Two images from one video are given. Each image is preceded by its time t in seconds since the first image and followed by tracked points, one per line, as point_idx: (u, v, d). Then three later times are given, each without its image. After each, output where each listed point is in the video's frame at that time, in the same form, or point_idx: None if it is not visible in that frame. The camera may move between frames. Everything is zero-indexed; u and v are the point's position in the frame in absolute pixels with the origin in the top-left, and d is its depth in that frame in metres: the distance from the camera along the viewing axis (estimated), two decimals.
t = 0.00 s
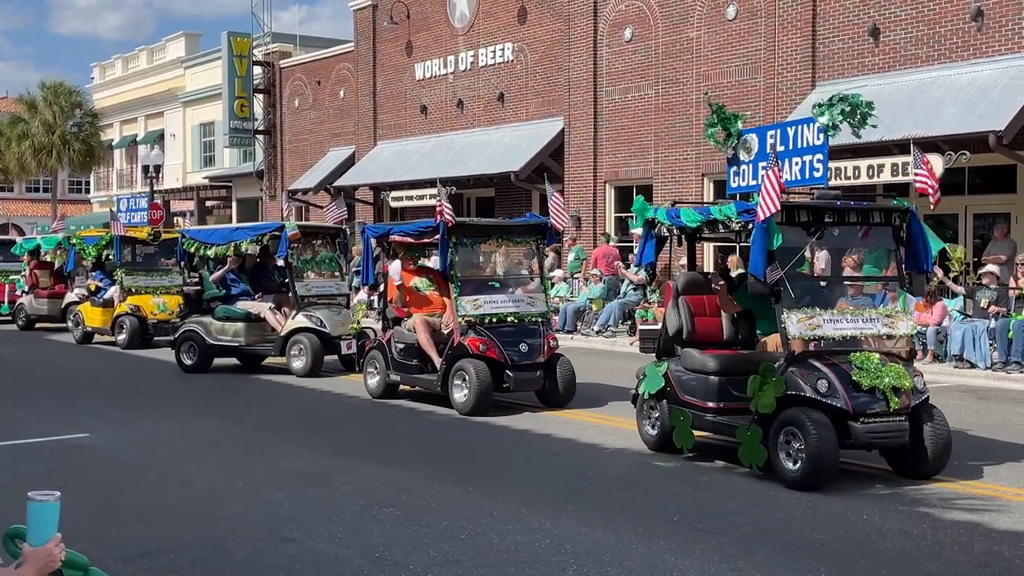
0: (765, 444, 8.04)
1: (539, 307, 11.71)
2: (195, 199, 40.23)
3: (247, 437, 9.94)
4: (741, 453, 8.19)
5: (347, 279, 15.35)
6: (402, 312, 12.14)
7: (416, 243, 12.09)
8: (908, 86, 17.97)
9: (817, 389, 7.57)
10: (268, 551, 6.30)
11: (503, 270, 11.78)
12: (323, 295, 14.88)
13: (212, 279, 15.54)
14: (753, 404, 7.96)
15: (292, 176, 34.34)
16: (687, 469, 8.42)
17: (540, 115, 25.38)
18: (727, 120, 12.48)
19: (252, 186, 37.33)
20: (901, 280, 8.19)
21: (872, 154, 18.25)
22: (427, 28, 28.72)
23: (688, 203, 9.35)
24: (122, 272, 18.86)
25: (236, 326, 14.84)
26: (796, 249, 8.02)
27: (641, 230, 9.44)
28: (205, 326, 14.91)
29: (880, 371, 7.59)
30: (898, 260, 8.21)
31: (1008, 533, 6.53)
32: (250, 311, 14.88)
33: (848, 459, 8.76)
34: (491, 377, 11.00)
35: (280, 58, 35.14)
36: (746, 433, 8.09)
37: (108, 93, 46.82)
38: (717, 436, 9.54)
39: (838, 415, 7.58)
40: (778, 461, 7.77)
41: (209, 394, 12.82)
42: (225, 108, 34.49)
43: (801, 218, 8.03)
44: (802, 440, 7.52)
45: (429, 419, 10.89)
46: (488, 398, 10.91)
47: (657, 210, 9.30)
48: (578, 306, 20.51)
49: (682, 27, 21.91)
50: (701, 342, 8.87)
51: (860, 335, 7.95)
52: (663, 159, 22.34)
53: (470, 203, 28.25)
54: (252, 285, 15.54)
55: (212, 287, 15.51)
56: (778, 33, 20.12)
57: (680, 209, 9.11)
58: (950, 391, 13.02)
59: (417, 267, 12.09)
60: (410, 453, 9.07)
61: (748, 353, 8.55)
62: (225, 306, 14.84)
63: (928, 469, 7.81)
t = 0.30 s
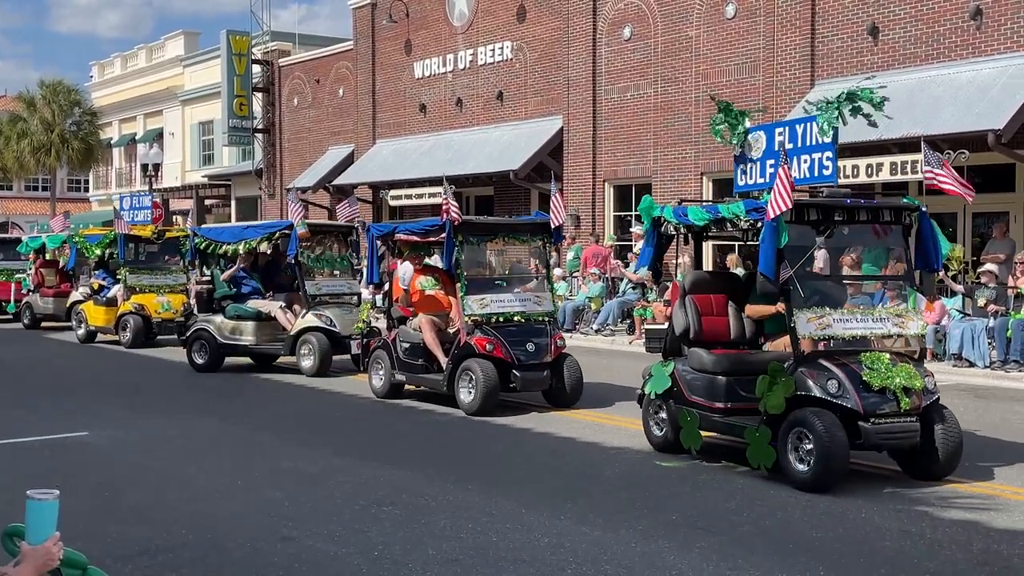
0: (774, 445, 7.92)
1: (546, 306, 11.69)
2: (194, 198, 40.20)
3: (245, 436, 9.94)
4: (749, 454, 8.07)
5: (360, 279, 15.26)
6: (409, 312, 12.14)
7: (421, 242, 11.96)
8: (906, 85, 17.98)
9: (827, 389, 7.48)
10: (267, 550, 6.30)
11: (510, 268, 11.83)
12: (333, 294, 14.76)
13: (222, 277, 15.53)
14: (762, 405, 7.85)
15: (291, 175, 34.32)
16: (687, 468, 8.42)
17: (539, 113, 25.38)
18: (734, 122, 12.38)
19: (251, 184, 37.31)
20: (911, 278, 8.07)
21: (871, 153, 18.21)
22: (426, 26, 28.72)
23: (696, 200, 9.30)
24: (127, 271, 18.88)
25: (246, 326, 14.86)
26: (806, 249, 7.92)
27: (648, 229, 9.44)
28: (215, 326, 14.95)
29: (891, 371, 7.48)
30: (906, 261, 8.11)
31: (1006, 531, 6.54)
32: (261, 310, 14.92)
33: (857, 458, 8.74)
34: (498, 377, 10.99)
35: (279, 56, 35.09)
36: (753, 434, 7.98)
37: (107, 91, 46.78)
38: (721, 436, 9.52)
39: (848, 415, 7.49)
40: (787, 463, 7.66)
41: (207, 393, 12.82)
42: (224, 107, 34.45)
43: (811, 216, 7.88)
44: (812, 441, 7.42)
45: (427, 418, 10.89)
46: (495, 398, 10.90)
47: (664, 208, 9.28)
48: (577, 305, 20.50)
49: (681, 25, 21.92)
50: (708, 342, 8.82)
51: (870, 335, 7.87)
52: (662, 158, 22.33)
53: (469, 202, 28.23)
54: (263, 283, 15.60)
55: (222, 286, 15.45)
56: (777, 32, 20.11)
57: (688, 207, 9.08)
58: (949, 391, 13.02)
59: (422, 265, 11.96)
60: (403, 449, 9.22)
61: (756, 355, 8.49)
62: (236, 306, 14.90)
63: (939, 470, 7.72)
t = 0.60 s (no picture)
0: (785, 446, 7.83)
1: (552, 304, 11.67)
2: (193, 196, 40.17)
3: (244, 433, 9.94)
4: (760, 456, 7.96)
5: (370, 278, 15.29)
6: (412, 310, 12.12)
7: (425, 240, 12.03)
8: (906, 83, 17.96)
9: (839, 389, 7.38)
10: (266, 548, 6.30)
11: (513, 267, 11.78)
12: (343, 292, 14.81)
13: (233, 275, 15.51)
14: (773, 406, 7.75)
15: (290, 173, 34.31)
16: (684, 466, 8.43)
17: (538, 112, 25.38)
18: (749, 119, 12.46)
19: (250, 182, 37.29)
20: (919, 278, 7.97)
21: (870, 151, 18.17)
22: (425, 25, 28.71)
23: (704, 197, 9.20)
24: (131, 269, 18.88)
25: (255, 324, 14.73)
26: (819, 246, 7.83)
27: (655, 226, 9.33)
28: (225, 324, 14.94)
29: (904, 371, 7.39)
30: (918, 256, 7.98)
31: (1006, 530, 6.53)
32: (270, 307, 14.80)
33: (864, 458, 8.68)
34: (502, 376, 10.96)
35: (279, 54, 35.08)
36: (765, 435, 7.88)
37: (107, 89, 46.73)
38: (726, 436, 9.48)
39: (861, 416, 7.38)
40: (799, 465, 7.54)
41: (205, 392, 12.81)
42: (224, 105, 34.39)
43: (823, 214, 7.80)
44: (824, 442, 7.30)
45: (426, 416, 10.88)
46: (499, 397, 10.87)
47: (672, 205, 9.17)
48: (577, 304, 20.50)
49: (680, 24, 21.92)
50: (717, 341, 8.79)
51: (883, 334, 7.78)
52: (662, 156, 22.32)
53: (468, 200, 28.22)
54: (274, 280, 15.42)
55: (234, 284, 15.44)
56: (776, 30, 20.10)
57: (697, 204, 8.96)
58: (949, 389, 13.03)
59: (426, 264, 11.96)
60: (402, 447, 9.22)
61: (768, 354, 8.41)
62: (247, 303, 14.85)
63: (953, 472, 7.63)
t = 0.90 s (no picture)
0: (795, 447, 7.75)
1: (554, 303, 11.68)
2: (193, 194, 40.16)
3: (243, 431, 9.94)
4: (770, 457, 7.88)
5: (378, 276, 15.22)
6: (412, 308, 12.03)
7: (427, 239, 12.05)
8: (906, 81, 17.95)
9: (851, 390, 7.31)
10: (265, 546, 6.30)
11: (515, 265, 11.78)
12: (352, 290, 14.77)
13: (242, 273, 15.52)
14: (784, 407, 7.67)
15: (290, 171, 34.30)
16: (684, 464, 8.43)
17: (537, 110, 25.38)
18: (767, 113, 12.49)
19: (250, 180, 37.27)
20: (931, 277, 7.92)
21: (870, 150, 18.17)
22: (425, 23, 28.70)
23: (711, 195, 9.20)
24: (138, 266, 18.87)
25: (262, 323, 14.73)
26: (830, 244, 7.82)
27: (662, 223, 9.34)
28: (235, 323, 14.96)
29: (916, 371, 7.34)
30: (929, 252, 7.96)
31: (1006, 528, 6.53)
32: (277, 307, 14.77)
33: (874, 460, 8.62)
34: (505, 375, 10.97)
35: (278, 52, 35.06)
36: (775, 436, 7.79)
37: (106, 87, 46.71)
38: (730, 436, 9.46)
39: (873, 416, 7.31)
40: (810, 466, 7.47)
41: (204, 390, 12.81)
42: (223, 103, 34.36)
43: (834, 212, 7.83)
44: (836, 443, 7.23)
45: (425, 414, 10.89)
46: (502, 397, 10.88)
47: (679, 204, 9.19)
48: (576, 301, 20.48)
49: (680, 22, 21.91)
50: (725, 341, 8.77)
51: (894, 333, 7.70)
52: (662, 154, 22.31)
53: (467, 198, 28.23)
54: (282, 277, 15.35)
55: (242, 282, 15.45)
56: (776, 27, 20.09)
57: (704, 202, 8.95)
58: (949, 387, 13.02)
59: (428, 261, 11.98)
60: (402, 445, 9.21)
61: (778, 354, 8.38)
62: (254, 302, 14.84)
63: (967, 473, 7.56)
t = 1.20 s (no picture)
0: (806, 447, 7.72)
1: (555, 301, 11.71)
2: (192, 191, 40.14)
3: (242, 429, 9.94)
4: (781, 457, 7.86)
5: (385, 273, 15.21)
6: (413, 306, 12.07)
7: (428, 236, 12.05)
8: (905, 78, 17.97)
9: (864, 390, 7.25)
10: (265, 544, 6.30)
11: (515, 262, 11.77)
12: (358, 288, 14.77)
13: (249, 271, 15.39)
14: (796, 406, 7.63)
15: (290, 168, 34.29)
16: (684, 462, 8.43)
17: (537, 108, 25.37)
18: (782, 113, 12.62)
19: (250, 178, 37.23)
20: (945, 275, 7.94)
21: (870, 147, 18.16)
22: (425, 21, 28.69)
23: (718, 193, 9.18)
24: (145, 264, 18.87)
25: (269, 322, 14.73)
26: (840, 241, 7.77)
27: (668, 222, 9.32)
28: (242, 322, 14.98)
29: (929, 370, 7.27)
30: (940, 250, 7.96)
31: (1006, 526, 6.52)
32: (284, 305, 14.75)
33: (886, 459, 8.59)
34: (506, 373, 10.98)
35: (278, 50, 35.05)
36: (786, 436, 7.75)
37: (106, 85, 46.67)
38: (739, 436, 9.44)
39: (886, 415, 7.28)
40: (821, 466, 7.46)
41: (204, 388, 12.81)
42: (223, 101, 34.28)
43: (846, 209, 7.80)
44: (848, 443, 7.20)
45: (425, 412, 10.89)
46: (502, 395, 10.90)
47: (686, 201, 9.14)
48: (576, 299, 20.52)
49: (680, 20, 21.91)
50: (732, 339, 8.76)
51: (906, 332, 7.65)
52: (662, 152, 22.31)
53: (467, 196, 28.22)
54: (289, 274, 15.24)
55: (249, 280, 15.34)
56: (775, 25, 20.08)
57: (712, 199, 8.93)
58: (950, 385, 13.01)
59: (430, 259, 11.95)
60: (401, 443, 9.21)
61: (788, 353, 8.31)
62: (261, 300, 14.84)
63: (980, 474, 7.52)
